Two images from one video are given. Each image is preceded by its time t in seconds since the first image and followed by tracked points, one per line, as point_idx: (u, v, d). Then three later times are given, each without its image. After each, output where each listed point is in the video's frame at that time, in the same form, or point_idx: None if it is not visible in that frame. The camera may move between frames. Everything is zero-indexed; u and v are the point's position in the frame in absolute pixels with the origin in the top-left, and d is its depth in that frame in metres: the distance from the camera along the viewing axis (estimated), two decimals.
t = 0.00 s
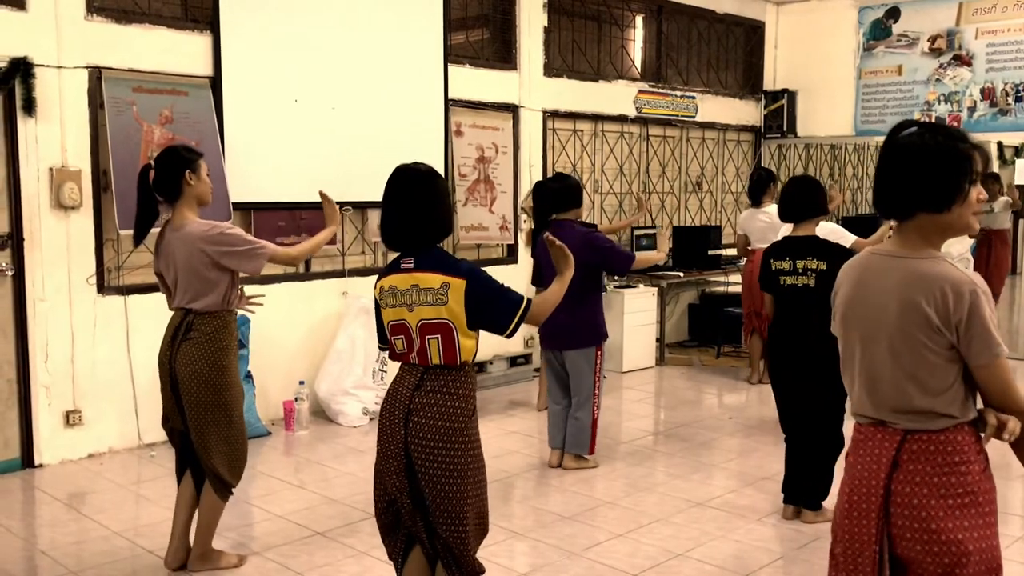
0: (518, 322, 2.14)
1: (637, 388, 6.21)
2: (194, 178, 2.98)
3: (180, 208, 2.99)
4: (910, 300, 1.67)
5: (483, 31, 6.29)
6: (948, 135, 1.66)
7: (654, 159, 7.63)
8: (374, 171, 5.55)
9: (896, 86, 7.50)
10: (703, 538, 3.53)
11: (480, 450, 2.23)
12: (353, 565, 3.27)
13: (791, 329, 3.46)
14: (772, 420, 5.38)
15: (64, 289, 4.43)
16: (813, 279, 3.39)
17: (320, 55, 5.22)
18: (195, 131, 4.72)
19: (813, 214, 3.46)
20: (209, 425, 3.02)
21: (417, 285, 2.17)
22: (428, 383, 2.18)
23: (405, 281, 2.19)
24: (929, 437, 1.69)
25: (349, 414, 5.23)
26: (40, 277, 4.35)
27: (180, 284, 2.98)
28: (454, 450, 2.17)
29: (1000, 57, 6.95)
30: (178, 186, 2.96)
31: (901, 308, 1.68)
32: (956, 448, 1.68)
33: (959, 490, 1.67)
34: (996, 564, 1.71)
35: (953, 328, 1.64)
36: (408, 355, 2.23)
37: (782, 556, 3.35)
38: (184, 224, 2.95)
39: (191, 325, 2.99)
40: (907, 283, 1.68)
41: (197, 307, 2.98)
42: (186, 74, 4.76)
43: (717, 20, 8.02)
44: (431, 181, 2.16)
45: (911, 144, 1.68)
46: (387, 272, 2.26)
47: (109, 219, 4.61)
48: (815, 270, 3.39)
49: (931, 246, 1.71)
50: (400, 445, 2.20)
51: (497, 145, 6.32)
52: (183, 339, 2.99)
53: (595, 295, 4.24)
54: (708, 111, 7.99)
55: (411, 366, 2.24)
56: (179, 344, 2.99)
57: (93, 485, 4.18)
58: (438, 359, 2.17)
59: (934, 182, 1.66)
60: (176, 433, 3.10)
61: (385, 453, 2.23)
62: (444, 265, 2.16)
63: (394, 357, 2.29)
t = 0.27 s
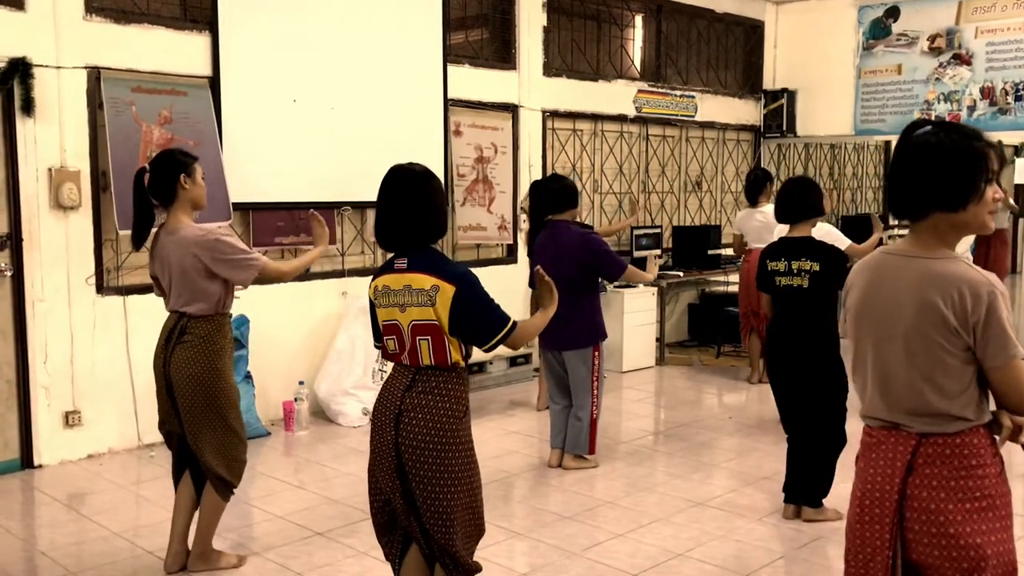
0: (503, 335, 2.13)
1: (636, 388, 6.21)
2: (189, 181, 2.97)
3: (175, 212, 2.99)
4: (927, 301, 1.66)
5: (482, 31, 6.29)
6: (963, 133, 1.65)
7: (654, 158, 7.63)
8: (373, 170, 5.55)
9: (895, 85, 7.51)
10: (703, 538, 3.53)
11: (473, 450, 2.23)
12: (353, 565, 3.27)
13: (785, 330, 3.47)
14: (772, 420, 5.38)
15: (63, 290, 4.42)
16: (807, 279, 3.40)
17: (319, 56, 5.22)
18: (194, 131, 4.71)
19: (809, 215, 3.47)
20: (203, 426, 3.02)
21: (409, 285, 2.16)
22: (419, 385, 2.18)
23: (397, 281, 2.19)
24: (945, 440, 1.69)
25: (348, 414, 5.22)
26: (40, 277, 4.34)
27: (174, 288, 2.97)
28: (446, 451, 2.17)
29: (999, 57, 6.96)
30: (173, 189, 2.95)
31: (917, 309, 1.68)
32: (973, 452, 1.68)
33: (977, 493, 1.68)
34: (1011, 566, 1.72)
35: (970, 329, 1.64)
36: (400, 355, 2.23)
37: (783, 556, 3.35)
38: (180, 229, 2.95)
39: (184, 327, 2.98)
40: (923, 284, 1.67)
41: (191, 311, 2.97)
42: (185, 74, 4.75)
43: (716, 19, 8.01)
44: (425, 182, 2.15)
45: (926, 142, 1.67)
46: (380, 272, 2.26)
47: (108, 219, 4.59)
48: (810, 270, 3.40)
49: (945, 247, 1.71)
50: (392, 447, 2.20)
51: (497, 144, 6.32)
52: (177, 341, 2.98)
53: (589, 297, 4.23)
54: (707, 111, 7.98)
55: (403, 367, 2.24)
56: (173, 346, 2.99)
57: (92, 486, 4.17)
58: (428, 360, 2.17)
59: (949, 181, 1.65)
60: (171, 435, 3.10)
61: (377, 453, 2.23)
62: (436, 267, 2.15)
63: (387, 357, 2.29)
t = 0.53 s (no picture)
0: (491, 345, 2.17)
1: (636, 387, 6.21)
2: (183, 183, 2.97)
3: (170, 214, 2.99)
4: (937, 301, 1.66)
5: (481, 31, 6.29)
6: (974, 133, 1.64)
7: (653, 158, 7.63)
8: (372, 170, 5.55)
9: (894, 84, 7.51)
10: (703, 538, 3.53)
11: (471, 449, 2.23)
12: (353, 565, 3.26)
13: (784, 331, 3.46)
14: (772, 419, 5.38)
15: (62, 290, 4.42)
16: (806, 280, 3.40)
17: (317, 56, 5.21)
18: (192, 131, 4.70)
19: (808, 215, 3.47)
20: (198, 427, 3.02)
21: (405, 287, 2.17)
22: (412, 386, 2.18)
23: (392, 282, 2.19)
24: (954, 442, 1.69)
25: (348, 414, 5.22)
26: (39, 278, 4.34)
27: (167, 289, 2.97)
28: (441, 451, 2.16)
29: (998, 55, 6.96)
30: (168, 191, 2.95)
31: (926, 309, 1.67)
32: (982, 454, 1.68)
33: (986, 496, 1.67)
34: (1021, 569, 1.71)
35: (981, 330, 1.63)
36: (394, 357, 2.23)
37: (782, 555, 3.34)
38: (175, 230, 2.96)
39: (178, 330, 2.97)
40: (933, 284, 1.67)
41: (183, 312, 2.97)
42: (184, 74, 4.74)
43: (715, 18, 8.01)
44: (421, 183, 2.15)
45: (941, 138, 1.66)
46: (375, 274, 2.26)
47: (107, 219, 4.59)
48: (810, 270, 3.40)
49: (953, 247, 1.70)
50: (386, 449, 2.19)
51: (495, 144, 6.31)
52: (170, 344, 2.97)
53: (587, 298, 4.23)
54: (706, 110, 7.98)
55: (397, 368, 2.23)
56: (167, 349, 2.98)
57: (92, 486, 4.17)
58: (422, 362, 2.17)
59: (962, 182, 1.64)
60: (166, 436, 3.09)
61: (370, 454, 2.23)
62: (432, 270, 2.16)
63: (383, 359, 2.29)
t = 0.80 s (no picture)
0: (489, 343, 2.16)
1: (634, 387, 6.21)
2: (181, 178, 2.97)
3: (167, 210, 2.99)
4: (940, 302, 1.65)
5: (478, 31, 6.27)
6: (979, 136, 1.62)
7: (651, 157, 7.62)
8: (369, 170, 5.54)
9: (891, 83, 7.51)
10: (700, 537, 3.52)
11: (473, 444, 2.22)
12: (350, 565, 3.26)
13: (785, 326, 3.46)
14: (769, 418, 5.38)
15: (59, 291, 4.41)
16: (808, 274, 3.40)
17: (314, 57, 5.21)
18: (189, 132, 4.69)
19: (808, 209, 3.48)
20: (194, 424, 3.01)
21: (406, 284, 2.17)
22: (413, 382, 2.17)
23: (394, 278, 2.20)
24: (953, 442, 1.68)
25: (346, 414, 5.21)
26: (36, 279, 4.33)
27: (164, 284, 2.98)
28: (443, 447, 2.16)
29: (995, 55, 6.97)
30: (165, 187, 2.95)
31: (928, 311, 1.67)
32: (982, 455, 1.68)
33: (987, 496, 1.67)
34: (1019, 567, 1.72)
35: (983, 332, 1.64)
36: (395, 354, 2.23)
37: (780, 555, 3.34)
38: (173, 225, 2.95)
39: (175, 324, 2.97)
40: (935, 285, 1.66)
41: (179, 308, 2.97)
42: (181, 75, 4.74)
43: (712, 18, 8.01)
44: (420, 179, 2.15)
45: (939, 137, 1.63)
46: (377, 269, 2.27)
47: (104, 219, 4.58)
48: (811, 264, 3.40)
49: (954, 248, 1.69)
50: (387, 445, 2.19)
51: (492, 144, 6.31)
52: (166, 339, 2.97)
53: (586, 296, 4.24)
54: (704, 109, 7.98)
55: (398, 364, 2.24)
56: (162, 344, 2.97)
57: (89, 488, 4.16)
58: (423, 357, 2.17)
59: (963, 181, 1.62)
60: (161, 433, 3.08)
61: (373, 451, 2.22)
62: (434, 266, 2.16)
63: (384, 355, 2.29)
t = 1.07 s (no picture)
0: (493, 348, 2.16)
1: (627, 387, 6.21)
2: (179, 181, 2.96)
3: (165, 212, 2.97)
4: (939, 308, 1.65)
5: (471, 32, 6.26)
6: (969, 138, 1.63)
7: (644, 158, 7.63)
8: (361, 171, 5.53)
9: (884, 84, 7.53)
10: (694, 538, 3.52)
11: (475, 451, 2.25)
12: (344, 567, 3.25)
13: (786, 329, 3.47)
14: (763, 419, 5.39)
15: (50, 293, 4.39)
16: (807, 279, 3.38)
17: (306, 58, 5.19)
18: (181, 134, 4.68)
19: (806, 214, 3.47)
20: (192, 428, 3.00)
21: (410, 288, 2.18)
22: (420, 387, 2.18)
23: (399, 282, 2.20)
24: (951, 448, 1.69)
25: (339, 415, 5.20)
26: (27, 281, 4.31)
27: (161, 285, 2.96)
28: (450, 452, 2.17)
29: (987, 56, 6.99)
30: (163, 190, 2.94)
31: (927, 316, 1.66)
32: (980, 458, 1.68)
33: (986, 500, 1.68)
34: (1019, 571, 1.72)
35: (982, 337, 1.64)
36: (401, 359, 2.23)
37: (773, 555, 3.35)
38: (172, 226, 2.95)
39: (172, 327, 2.96)
40: (935, 291, 1.66)
41: (177, 310, 2.96)
42: (173, 76, 4.72)
43: (705, 19, 8.02)
44: (422, 183, 2.17)
45: (930, 140, 1.64)
46: (380, 273, 2.26)
47: (96, 221, 4.56)
48: (811, 270, 3.38)
49: (948, 252, 1.69)
50: (394, 451, 2.19)
51: (485, 145, 6.31)
52: (164, 341, 2.96)
53: (584, 298, 4.23)
54: (697, 110, 7.98)
55: (403, 369, 2.24)
56: (160, 346, 2.97)
57: (81, 490, 4.15)
58: (430, 362, 2.18)
59: (955, 183, 1.63)
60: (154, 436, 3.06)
61: (379, 455, 2.22)
62: (438, 270, 2.17)
63: (387, 361, 2.29)
